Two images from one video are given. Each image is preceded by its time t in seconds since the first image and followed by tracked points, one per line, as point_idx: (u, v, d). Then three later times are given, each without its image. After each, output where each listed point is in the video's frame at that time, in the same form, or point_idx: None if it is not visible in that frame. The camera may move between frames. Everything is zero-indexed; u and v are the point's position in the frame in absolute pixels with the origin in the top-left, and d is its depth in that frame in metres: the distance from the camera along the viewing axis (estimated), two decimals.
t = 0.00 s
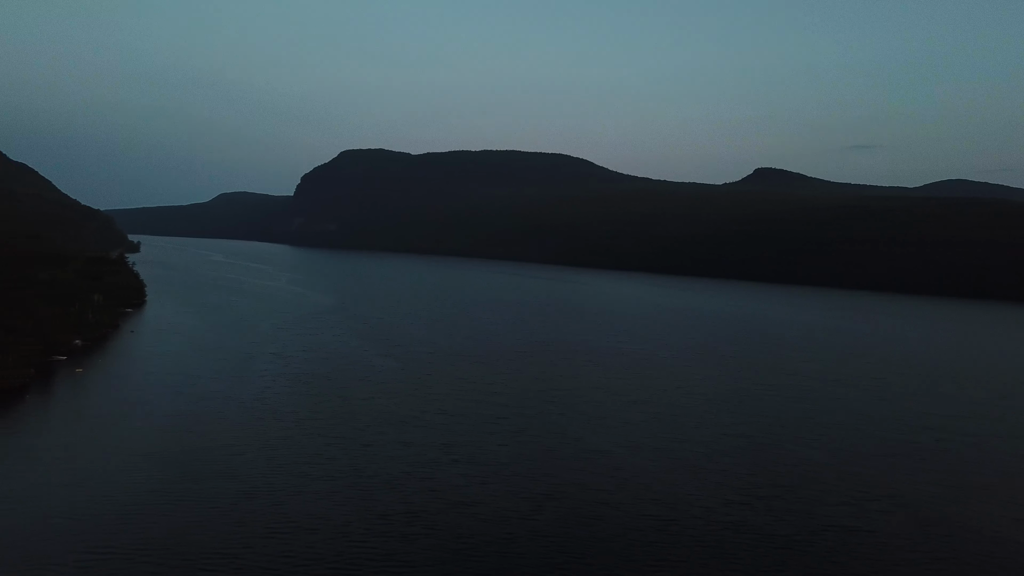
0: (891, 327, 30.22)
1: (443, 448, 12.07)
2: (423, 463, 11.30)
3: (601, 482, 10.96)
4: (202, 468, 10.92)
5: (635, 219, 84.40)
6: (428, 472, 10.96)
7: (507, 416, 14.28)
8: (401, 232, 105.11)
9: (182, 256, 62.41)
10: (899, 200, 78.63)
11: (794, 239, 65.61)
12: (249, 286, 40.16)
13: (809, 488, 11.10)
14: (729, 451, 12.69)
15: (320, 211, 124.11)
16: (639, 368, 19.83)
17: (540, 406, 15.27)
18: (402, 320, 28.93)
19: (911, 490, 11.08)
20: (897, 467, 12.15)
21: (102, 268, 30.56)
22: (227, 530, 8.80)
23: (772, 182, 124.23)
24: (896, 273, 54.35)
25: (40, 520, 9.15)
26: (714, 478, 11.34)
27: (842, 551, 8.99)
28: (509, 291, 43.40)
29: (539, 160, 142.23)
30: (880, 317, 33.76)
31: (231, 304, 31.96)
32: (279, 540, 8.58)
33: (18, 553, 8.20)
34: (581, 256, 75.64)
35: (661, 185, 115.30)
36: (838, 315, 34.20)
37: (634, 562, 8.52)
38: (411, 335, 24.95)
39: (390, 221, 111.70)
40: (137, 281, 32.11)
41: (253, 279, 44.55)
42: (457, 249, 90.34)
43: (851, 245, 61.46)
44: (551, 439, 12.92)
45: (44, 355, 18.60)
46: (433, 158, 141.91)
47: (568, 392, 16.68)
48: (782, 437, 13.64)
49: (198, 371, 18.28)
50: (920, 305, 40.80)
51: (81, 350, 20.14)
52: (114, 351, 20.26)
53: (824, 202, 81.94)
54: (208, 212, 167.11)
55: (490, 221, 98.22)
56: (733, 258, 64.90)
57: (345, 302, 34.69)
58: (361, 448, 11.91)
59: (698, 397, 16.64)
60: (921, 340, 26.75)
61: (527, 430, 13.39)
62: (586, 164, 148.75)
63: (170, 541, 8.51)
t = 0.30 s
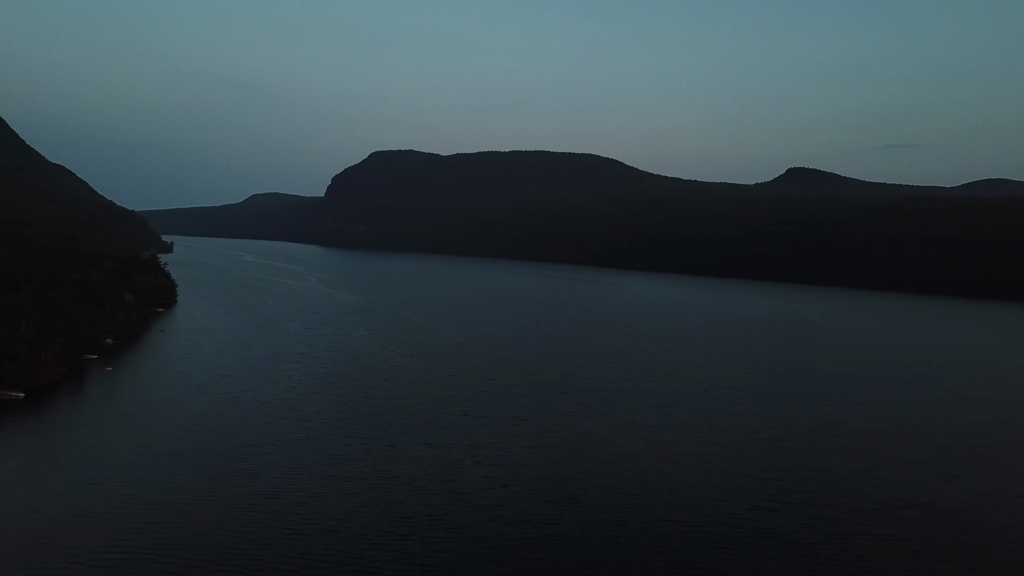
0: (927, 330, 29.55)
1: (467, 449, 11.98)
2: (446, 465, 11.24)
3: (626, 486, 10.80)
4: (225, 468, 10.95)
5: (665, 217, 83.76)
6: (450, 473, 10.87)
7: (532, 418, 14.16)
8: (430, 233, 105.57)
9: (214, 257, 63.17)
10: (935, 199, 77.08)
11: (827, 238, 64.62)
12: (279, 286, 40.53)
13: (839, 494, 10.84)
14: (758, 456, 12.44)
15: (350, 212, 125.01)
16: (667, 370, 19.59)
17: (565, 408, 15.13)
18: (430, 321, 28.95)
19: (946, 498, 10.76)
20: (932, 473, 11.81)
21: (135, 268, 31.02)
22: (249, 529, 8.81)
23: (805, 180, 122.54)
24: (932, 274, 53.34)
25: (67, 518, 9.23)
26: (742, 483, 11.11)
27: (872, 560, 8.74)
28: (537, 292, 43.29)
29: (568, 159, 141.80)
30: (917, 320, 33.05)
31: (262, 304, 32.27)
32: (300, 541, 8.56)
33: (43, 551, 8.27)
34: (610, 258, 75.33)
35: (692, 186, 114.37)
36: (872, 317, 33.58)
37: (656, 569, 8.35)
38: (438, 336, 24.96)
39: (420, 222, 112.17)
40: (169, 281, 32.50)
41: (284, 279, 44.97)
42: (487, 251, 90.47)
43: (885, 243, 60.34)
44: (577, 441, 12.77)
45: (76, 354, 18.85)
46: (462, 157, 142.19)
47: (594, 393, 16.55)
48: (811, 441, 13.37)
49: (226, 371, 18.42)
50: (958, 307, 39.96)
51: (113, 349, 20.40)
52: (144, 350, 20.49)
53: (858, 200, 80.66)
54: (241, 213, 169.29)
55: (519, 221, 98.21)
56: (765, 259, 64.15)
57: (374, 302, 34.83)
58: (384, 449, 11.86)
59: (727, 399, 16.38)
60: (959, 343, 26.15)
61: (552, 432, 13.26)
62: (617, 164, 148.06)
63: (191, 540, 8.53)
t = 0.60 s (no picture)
0: (954, 331, 29.04)
1: (483, 451, 11.92)
2: (462, 467, 11.15)
3: (643, 489, 10.67)
4: (242, 468, 10.97)
5: (687, 217, 83.23)
6: (466, 475, 10.80)
7: (550, 420, 14.06)
8: (452, 234, 105.77)
9: (238, 257, 63.74)
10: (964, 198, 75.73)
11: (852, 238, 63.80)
12: (301, 287, 40.77)
13: (863, 500, 10.60)
14: (779, 459, 12.22)
15: (372, 213, 125.61)
16: (687, 372, 19.41)
17: (582, 409, 15.02)
18: (451, 321, 28.93)
19: (972, 505, 10.50)
20: (958, 479, 11.55)
21: (159, 268, 31.39)
22: (262, 530, 8.79)
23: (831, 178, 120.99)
24: (959, 275, 52.49)
25: (84, 516, 9.28)
26: (764, 487, 10.93)
27: (895, 568, 8.53)
28: (558, 292, 43.12)
29: (590, 158, 141.30)
30: (945, 321, 32.47)
31: (283, 304, 32.45)
32: (313, 543, 8.50)
33: (59, 551, 8.30)
34: (631, 260, 75.04)
35: (715, 185, 113.49)
36: (898, 318, 33.09)
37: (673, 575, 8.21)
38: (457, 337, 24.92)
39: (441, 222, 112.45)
40: (192, 282, 32.77)
41: (306, 280, 45.22)
42: (508, 252, 90.52)
43: (912, 242, 59.42)
44: (594, 444, 12.67)
45: (99, 354, 19.04)
46: (484, 157, 142.22)
47: (613, 396, 16.39)
48: (835, 445, 13.11)
49: (246, 371, 18.49)
50: (986, 309, 39.28)
51: (135, 349, 20.57)
52: (166, 350, 20.64)
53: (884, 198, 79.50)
54: (265, 213, 170.83)
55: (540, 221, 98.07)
56: (788, 261, 63.51)
57: (394, 303, 34.88)
58: (400, 450, 11.85)
59: (748, 402, 16.18)
60: (987, 345, 25.65)
61: (570, 434, 13.16)
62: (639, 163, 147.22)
63: (205, 541, 8.52)
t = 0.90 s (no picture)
0: (979, 333, 28.57)
1: (497, 453, 11.83)
2: (475, 469, 11.06)
3: (658, 493, 10.54)
4: (256, 469, 10.96)
5: (707, 216, 82.67)
6: (479, 478, 10.72)
7: (565, 422, 13.94)
8: (470, 235, 105.81)
9: (258, 257, 64.15)
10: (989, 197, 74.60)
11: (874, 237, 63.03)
12: (319, 287, 40.96)
13: (885, 506, 10.38)
14: (798, 464, 12.02)
15: (391, 213, 126.02)
16: (705, 373, 19.21)
17: (598, 412, 14.87)
18: (467, 322, 28.88)
19: (997, 511, 10.26)
20: (982, 485, 11.30)
21: (178, 269, 31.64)
22: (273, 533, 8.78)
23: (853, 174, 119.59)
24: (983, 276, 51.69)
25: (98, 516, 9.33)
26: (782, 491, 10.76)
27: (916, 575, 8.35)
28: (575, 293, 43.00)
29: (609, 156, 140.77)
30: (969, 323, 31.96)
31: (301, 304, 32.56)
32: (324, 548, 8.47)
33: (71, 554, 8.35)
34: (650, 261, 74.69)
35: (734, 185, 112.66)
36: (921, 320, 32.62)
37: None
38: (474, 338, 24.87)
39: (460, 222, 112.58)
40: (211, 282, 33.01)
41: (324, 280, 45.40)
42: (526, 253, 90.39)
43: (936, 242, 58.59)
44: (609, 446, 12.54)
45: (117, 354, 19.18)
46: (502, 157, 142.15)
47: (629, 398, 16.23)
48: (855, 449, 12.88)
49: (263, 371, 18.55)
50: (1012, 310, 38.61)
51: (154, 349, 20.71)
52: (184, 350, 20.75)
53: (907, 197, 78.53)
54: (286, 214, 171.84)
55: (559, 221, 97.81)
56: (808, 261, 62.90)
57: (411, 303, 34.91)
58: (414, 452, 11.79)
59: (767, 404, 15.96)
60: (1013, 347, 25.18)
61: (585, 437, 13.02)
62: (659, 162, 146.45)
63: (216, 543, 8.55)
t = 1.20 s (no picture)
0: (1005, 335, 28.10)
1: (511, 454, 11.79)
2: (489, 471, 11.01)
3: (674, 496, 10.41)
4: (271, 469, 10.98)
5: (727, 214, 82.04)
6: (493, 479, 10.66)
7: (581, 424, 13.85)
8: (489, 235, 105.89)
9: (278, 258, 64.55)
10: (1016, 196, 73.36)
11: (897, 237, 62.26)
12: (338, 287, 41.11)
13: (905, 511, 10.20)
14: (817, 468, 11.85)
15: (411, 214, 126.39)
16: (723, 375, 19.03)
17: (614, 413, 14.77)
18: (485, 323, 28.82)
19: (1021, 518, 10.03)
20: (1006, 490, 11.07)
21: (198, 268, 31.91)
22: (285, 537, 8.80)
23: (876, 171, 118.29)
24: (1009, 277, 50.91)
25: (112, 519, 9.41)
26: (798, 496, 10.61)
27: None
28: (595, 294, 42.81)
29: (629, 156, 140.20)
30: (995, 325, 31.40)
31: (320, 304, 32.70)
32: (335, 552, 8.46)
33: (85, 558, 8.43)
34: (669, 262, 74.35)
35: (755, 185, 111.82)
36: (945, 321, 32.15)
37: None
38: (490, 338, 24.84)
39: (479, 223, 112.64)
40: (230, 283, 33.25)
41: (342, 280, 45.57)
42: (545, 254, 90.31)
43: (961, 242, 57.76)
44: (626, 449, 12.44)
45: (136, 353, 19.36)
46: (521, 157, 142.04)
47: (645, 400, 16.11)
48: (875, 453, 12.68)
49: (279, 371, 18.64)
50: None
51: (173, 349, 20.89)
52: (202, 350, 20.91)
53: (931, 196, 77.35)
54: (306, 214, 172.96)
55: (578, 221, 97.59)
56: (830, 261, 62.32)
57: (428, 304, 34.94)
58: (430, 453, 11.73)
59: (787, 407, 15.77)
60: None
61: (600, 440, 12.92)
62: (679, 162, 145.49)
63: (228, 548, 8.58)
